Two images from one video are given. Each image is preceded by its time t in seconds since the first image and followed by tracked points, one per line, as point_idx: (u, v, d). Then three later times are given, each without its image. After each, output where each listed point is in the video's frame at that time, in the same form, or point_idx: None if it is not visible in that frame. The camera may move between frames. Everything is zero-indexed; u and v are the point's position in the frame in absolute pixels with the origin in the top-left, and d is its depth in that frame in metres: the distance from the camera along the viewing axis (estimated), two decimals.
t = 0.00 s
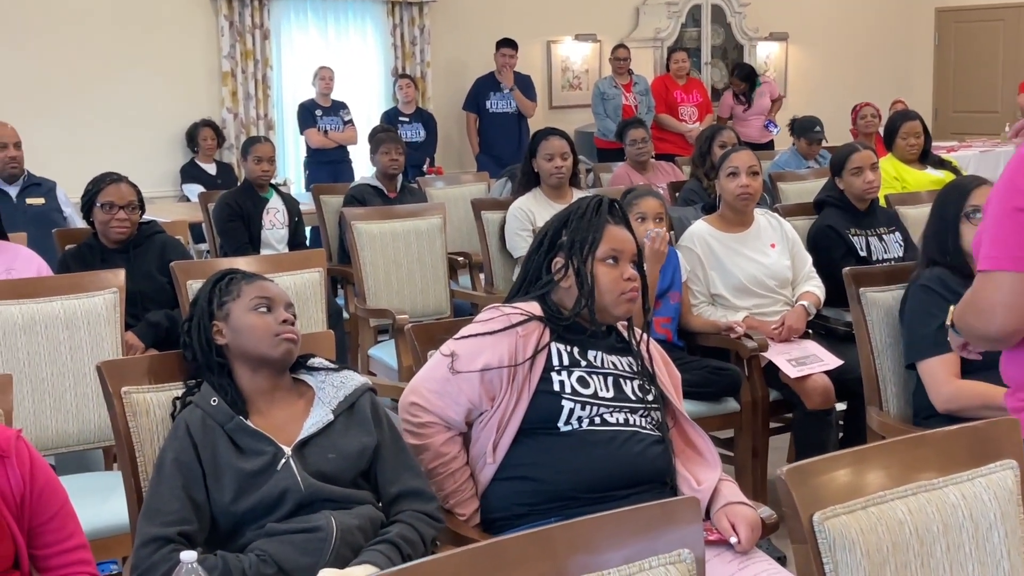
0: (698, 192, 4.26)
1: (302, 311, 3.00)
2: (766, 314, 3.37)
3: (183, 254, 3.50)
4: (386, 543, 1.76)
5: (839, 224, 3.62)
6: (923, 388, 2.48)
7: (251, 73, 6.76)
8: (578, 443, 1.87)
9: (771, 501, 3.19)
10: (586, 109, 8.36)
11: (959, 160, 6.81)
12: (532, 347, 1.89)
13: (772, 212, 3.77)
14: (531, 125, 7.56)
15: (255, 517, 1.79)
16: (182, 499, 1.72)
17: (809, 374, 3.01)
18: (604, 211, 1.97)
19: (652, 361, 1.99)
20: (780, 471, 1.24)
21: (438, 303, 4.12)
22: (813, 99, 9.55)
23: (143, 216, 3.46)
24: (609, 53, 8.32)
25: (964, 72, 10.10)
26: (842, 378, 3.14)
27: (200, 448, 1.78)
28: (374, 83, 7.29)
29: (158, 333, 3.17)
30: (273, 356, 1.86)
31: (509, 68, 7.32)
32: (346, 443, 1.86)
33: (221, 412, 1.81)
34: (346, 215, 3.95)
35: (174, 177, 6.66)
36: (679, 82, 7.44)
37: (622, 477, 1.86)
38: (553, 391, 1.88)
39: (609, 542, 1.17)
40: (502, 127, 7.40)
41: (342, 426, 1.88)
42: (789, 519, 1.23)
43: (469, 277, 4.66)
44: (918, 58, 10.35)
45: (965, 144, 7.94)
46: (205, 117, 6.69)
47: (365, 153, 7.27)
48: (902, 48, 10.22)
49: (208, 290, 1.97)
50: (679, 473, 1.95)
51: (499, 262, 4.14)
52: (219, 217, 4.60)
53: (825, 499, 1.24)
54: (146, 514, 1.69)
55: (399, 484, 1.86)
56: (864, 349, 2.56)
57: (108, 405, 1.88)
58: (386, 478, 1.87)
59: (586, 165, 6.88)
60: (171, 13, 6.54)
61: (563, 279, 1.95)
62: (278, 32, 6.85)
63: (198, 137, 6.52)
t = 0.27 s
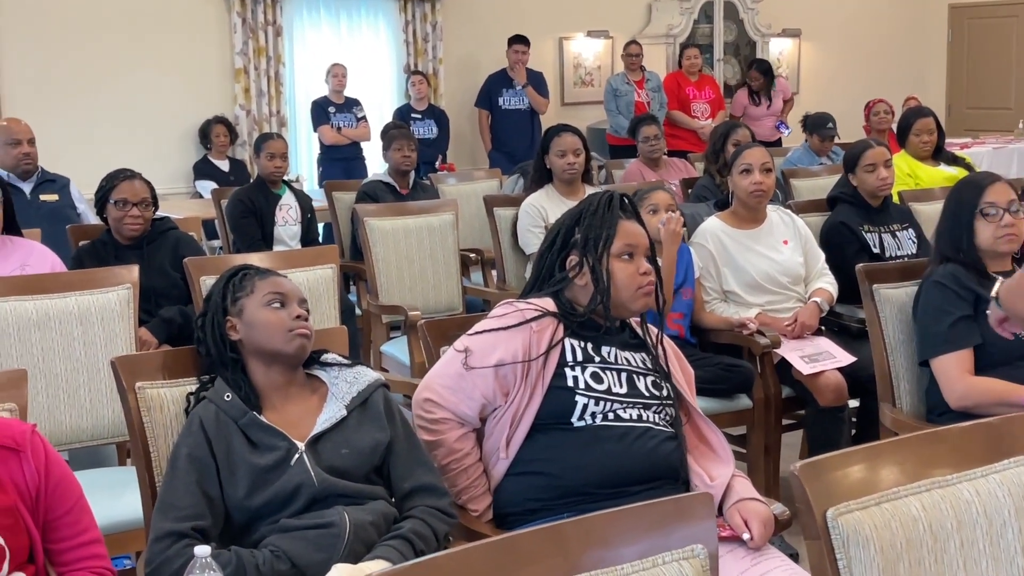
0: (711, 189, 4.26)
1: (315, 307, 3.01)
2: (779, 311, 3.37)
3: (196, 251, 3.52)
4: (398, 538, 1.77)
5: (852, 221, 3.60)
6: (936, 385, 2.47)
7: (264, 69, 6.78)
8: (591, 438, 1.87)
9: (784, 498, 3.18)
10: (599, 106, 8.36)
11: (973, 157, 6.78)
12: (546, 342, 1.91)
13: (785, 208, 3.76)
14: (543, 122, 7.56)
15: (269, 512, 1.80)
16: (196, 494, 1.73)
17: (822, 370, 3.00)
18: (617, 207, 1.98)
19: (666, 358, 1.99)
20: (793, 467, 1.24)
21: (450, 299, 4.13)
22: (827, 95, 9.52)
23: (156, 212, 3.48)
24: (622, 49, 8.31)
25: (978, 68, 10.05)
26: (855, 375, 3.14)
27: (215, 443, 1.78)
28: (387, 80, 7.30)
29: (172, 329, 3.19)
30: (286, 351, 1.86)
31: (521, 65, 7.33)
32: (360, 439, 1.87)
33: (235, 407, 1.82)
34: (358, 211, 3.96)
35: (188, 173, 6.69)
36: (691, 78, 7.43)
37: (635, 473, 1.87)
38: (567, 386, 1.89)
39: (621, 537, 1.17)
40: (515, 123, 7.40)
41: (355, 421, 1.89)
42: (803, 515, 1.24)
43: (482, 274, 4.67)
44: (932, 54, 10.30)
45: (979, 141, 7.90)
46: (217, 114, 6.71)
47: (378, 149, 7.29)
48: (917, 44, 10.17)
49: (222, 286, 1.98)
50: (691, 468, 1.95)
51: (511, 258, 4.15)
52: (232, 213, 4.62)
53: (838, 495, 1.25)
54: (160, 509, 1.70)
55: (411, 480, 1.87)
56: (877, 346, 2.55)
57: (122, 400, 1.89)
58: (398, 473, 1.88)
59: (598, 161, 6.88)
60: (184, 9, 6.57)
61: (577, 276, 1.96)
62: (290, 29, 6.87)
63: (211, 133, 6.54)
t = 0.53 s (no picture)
0: (724, 185, 4.25)
1: (328, 302, 3.02)
2: (792, 307, 3.36)
3: (210, 246, 3.53)
4: (413, 533, 1.78)
5: (866, 217, 3.60)
6: (950, 381, 2.46)
7: (277, 65, 6.80)
8: (605, 434, 1.88)
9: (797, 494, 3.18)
10: (611, 102, 8.34)
11: (988, 152, 6.74)
12: (560, 338, 1.91)
13: (798, 204, 3.75)
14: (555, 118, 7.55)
15: (283, 507, 1.80)
16: (211, 489, 1.74)
17: (836, 367, 3.01)
18: (630, 203, 1.98)
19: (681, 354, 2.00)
20: (808, 463, 1.24)
21: (463, 295, 4.14)
22: (840, 91, 9.48)
23: (170, 208, 3.50)
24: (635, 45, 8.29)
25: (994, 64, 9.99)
26: (869, 371, 3.13)
27: (229, 438, 1.79)
28: (400, 75, 7.30)
29: (186, 325, 3.21)
30: (300, 347, 1.87)
31: (534, 61, 7.33)
32: (374, 434, 1.87)
33: (249, 402, 1.82)
34: (371, 207, 3.97)
35: (201, 169, 6.71)
36: (704, 74, 7.41)
37: (649, 468, 1.88)
38: (581, 381, 1.89)
39: (634, 532, 1.18)
40: (528, 119, 7.40)
41: (369, 416, 1.89)
42: (818, 511, 1.24)
43: (494, 270, 4.67)
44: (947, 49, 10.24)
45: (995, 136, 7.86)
46: (231, 110, 6.73)
47: (391, 145, 7.30)
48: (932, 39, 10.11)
49: (236, 281, 1.99)
50: (705, 464, 1.96)
51: (524, 254, 4.15)
52: (245, 209, 4.64)
53: (852, 491, 1.25)
54: (175, 503, 1.71)
55: (425, 476, 1.87)
56: (891, 342, 2.55)
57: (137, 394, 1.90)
58: (412, 469, 1.88)
59: (611, 157, 6.87)
60: (197, 6, 6.60)
61: (590, 272, 1.96)
62: (303, 25, 6.88)
63: (224, 129, 6.56)
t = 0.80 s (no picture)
0: (738, 181, 4.24)
1: (342, 298, 3.03)
2: (805, 304, 3.36)
3: (224, 242, 3.55)
4: (426, 529, 1.79)
5: (880, 214, 3.58)
6: (964, 379, 2.45)
7: (290, 62, 6.81)
8: (617, 430, 1.88)
9: (810, 491, 3.17)
10: (624, 98, 8.33)
11: (1003, 149, 6.71)
12: (572, 338, 1.90)
13: (812, 201, 3.74)
14: (568, 114, 7.55)
15: (297, 503, 1.81)
16: (224, 484, 1.74)
17: (849, 363, 3.00)
18: (644, 199, 1.99)
19: (693, 351, 2.00)
20: (822, 460, 1.24)
21: (476, 291, 4.14)
22: (854, 87, 9.45)
23: (184, 205, 3.51)
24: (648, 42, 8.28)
25: (1010, 60, 9.93)
26: (882, 368, 3.13)
27: (243, 434, 1.80)
28: (413, 72, 7.31)
29: (200, 321, 3.22)
30: (314, 343, 1.88)
31: (547, 57, 7.32)
32: (387, 430, 1.88)
33: (263, 398, 1.83)
34: (384, 203, 3.98)
35: (215, 166, 6.73)
36: (718, 70, 7.39)
37: (661, 465, 1.88)
38: (593, 380, 1.89)
39: (648, 527, 1.18)
40: (541, 115, 7.40)
41: (382, 413, 1.89)
42: (831, 508, 1.23)
43: (507, 266, 4.67)
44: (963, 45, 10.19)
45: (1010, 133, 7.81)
46: (244, 106, 6.75)
47: (404, 141, 7.31)
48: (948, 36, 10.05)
49: (250, 277, 1.99)
50: (718, 461, 1.96)
51: (536, 250, 4.15)
52: (259, 205, 4.66)
53: (866, 488, 1.25)
54: (189, 499, 1.72)
55: (437, 472, 1.88)
56: (906, 339, 2.54)
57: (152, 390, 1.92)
58: (424, 465, 1.89)
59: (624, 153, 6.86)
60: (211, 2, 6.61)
61: (605, 266, 1.96)
62: (317, 22, 6.90)
63: (238, 126, 6.58)
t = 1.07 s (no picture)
0: (751, 178, 4.24)
1: (355, 295, 3.04)
2: (818, 301, 3.35)
3: (237, 239, 3.56)
4: (438, 525, 1.80)
5: (893, 211, 3.57)
6: (978, 377, 2.45)
7: (303, 58, 6.83)
8: (626, 428, 1.89)
9: (823, 488, 3.17)
10: (636, 95, 8.31)
11: (1019, 146, 6.67)
12: (575, 337, 1.92)
13: (825, 198, 3.73)
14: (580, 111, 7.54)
15: (310, 499, 1.82)
16: (237, 480, 1.75)
17: (862, 361, 2.99)
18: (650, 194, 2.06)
19: (703, 348, 2.00)
20: (834, 457, 1.24)
21: (488, 288, 4.14)
22: (868, 83, 9.40)
23: (198, 201, 3.53)
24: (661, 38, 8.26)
25: None
26: (896, 366, 3.12)
27: (256, 429, 1.81)
28: (425, 69, 7.32)
29: (213, 317, 3.24)
30: (327, 339, 1.88)
31: (560, 54, 7.31)
32: (398, 427, 1.89)
33: (277, 394, 1.84)
34: (397, 200, 3.99)
35: (228, 163, 6.75)
36: (731, 67, 7.36)
37: (671, 462, 1.88)
38: (597, 381, 1.90)
39: (660, 524, 1.18)
40: (553, 112, 7.40)
41: (394, 409, 1.90)
42: (843, 504, 1.23)
43: (520, 263, 4.68)
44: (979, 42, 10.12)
45: None
46: (258, 103, 6.77)
47: (416, 138, 7.32)
48: (964, 32, 9.99)
49: (264, 274, 2.00)
50: (730, 459, 1.96)
51: (549, 247, 4.15)
52: (272, 202, 4.67)
53: (879, 486, 1.25)
54: (203, 494, 1.73)
55: (450, 468, 1.88)
56: (919, 336, 2.53)
57: (165, 385, 1.93)
58: (437, 461, 1.89)
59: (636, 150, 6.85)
60: None
61: (607, 251, 2.02)
62: (330, 18, 6.91)
63: (251, 123, 6.60)
